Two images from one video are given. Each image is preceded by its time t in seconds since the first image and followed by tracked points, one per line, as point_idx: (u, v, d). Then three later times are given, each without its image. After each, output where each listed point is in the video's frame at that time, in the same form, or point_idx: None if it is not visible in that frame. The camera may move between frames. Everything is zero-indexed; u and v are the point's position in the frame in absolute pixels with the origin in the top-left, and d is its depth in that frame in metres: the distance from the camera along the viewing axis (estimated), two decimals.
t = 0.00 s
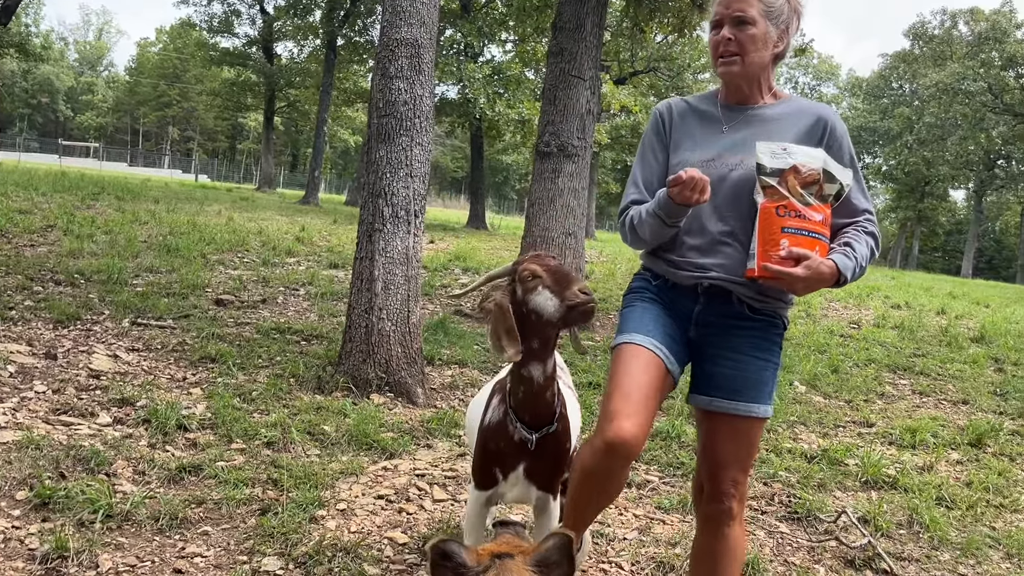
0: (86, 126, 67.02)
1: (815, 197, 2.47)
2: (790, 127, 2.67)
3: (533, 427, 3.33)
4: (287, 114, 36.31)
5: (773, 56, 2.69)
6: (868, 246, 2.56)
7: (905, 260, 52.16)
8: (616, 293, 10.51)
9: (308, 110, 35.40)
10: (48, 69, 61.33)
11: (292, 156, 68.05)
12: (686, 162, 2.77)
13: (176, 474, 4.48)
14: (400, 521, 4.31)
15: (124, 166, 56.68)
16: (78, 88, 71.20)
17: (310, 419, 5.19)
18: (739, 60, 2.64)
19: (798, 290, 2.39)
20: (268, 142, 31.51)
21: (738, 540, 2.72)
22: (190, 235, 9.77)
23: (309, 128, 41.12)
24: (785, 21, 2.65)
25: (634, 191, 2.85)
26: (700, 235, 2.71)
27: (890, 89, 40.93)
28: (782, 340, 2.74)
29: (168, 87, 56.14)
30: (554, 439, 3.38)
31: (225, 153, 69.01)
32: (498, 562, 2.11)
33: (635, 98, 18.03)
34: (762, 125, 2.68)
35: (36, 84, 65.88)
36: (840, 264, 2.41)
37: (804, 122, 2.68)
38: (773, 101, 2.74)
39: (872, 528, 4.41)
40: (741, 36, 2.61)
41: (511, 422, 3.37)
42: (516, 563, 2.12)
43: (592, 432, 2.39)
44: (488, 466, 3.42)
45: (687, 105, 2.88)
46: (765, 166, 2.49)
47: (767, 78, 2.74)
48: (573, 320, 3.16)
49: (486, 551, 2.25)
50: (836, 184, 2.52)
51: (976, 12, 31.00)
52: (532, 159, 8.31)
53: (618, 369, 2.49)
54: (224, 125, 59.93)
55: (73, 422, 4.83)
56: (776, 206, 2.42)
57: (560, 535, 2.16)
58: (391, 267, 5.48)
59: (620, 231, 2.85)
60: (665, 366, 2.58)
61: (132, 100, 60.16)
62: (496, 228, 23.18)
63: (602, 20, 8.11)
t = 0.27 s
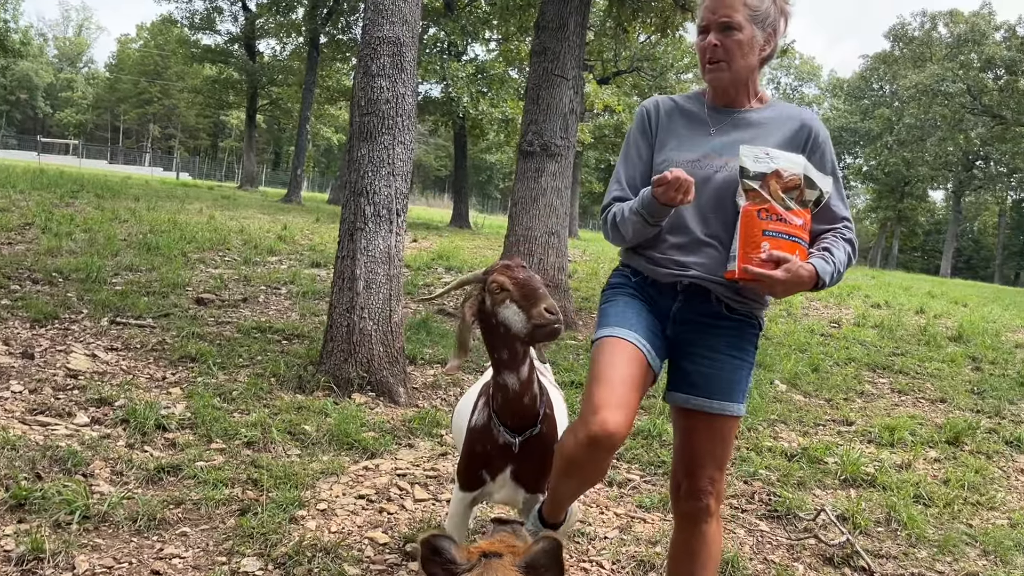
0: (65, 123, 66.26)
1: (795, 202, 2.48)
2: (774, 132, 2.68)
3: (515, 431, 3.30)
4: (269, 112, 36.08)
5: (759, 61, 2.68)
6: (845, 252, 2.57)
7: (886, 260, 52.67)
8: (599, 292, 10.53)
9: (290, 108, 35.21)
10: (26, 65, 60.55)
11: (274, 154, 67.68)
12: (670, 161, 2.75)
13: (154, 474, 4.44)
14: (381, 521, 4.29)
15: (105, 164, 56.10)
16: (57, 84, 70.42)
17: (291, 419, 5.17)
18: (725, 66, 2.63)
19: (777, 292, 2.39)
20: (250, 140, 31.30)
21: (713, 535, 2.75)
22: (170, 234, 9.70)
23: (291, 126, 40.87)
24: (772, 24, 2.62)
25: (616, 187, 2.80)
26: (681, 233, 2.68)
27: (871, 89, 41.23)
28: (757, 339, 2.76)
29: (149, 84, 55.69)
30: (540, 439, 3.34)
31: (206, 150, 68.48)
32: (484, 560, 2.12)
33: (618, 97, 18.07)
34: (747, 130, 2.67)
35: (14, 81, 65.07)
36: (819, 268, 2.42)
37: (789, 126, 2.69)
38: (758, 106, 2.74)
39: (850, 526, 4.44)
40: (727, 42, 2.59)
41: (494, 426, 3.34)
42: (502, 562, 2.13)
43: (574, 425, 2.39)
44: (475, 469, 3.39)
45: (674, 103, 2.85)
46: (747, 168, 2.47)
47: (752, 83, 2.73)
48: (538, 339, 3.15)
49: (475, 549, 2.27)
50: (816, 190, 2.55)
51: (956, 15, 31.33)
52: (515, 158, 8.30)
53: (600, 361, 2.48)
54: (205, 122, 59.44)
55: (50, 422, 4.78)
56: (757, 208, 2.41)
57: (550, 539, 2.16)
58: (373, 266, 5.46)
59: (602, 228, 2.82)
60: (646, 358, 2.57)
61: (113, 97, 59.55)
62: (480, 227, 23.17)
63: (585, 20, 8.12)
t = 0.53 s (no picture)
0: (43, 120, 65.45)
1: (772, 197, 2.50)
2: (747, 134, 2.68)
3: (491, 430, 3.32)
4: (251, 110, 35.83)
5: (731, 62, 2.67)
6: (823, 247, 2.58)
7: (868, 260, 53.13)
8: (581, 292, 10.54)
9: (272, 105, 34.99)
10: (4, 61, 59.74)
11: (256, 152, 67.28)
12: (649, 162, 2.74)
13: (131, 475, 4.39)
14: (361, 522, 4.27)
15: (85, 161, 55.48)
16: (35, 81, 69.58)
17: (270, 419, 5.13)
18: (696, 72, 2.63)
19: (757, 285, 2.39)
20: (232, 138, 31.05)
21: (694, 536, 2.73)
22: (149, 232, 9.61)
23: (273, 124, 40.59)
24: (742, 27, 2.62)
25: (595, 190, 2.79)
26: (660, 234, 2.67)
27: (852, 91, 41.52)
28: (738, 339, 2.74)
29: (129, 82, 55.16)
30: (514, 441, 3.38)
31: (188, 148, 67.89)
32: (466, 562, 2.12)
33: (601, 98, 18.10)
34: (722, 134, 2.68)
35: None
36: (798, 260, 2.43)
37: (763, 128, 2.70)
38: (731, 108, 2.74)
39: (829, 525, 4.47)
40: (698, 49, 2.60)
41: (471, 425, 3.35)
42: (484, 564, 2.13)
43: (562, 443, 2.38)
44: (451, 469, 3.36)
45: (651, 108, 2.84)
46: (723, 165, 2.49)
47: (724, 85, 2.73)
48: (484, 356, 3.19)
49: (457, 550, 2.26)
50: (791, 187, 2.57)
51: (936, 18, 31.65)
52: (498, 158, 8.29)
53: (587, 375, 2.45)
54: (187, 120, 58.94)
55: (25, 422, 4.72)
56: (735, 202, 2.43)
57: (530, 541, 2.16)
58: (354, 265, 5.44)
59: (582, 230, 2.81)
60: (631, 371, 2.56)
61: (93, 94, 58.91)
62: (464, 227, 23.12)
63: (569, 19, 8.13)
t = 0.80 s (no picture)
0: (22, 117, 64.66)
1: (747, 193, 2.51)
2: (715, 131, 2.66)
3: (462, 433, 3.28)
4: (234, 109, 35.58)
5: (680, 65, 2.64)
6: (805, 239, 2.57)
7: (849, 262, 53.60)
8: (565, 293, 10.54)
9: (254, 104, 34.78)
10: None
11: (239, 151, 66.84)
12: (621, 168, 2.75)
13: (107, 476, 4.34)
14: (340, 523, 4.23)
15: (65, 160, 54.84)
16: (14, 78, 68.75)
17: (250, 419, 5.10)
18: (646, 85, 2.64)
19: (738, 281, 2.40)
20: (214, 137, 30.81)
21: (677, 539, 2.67)
22: (129, 231, 9.52)
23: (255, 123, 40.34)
24: (683, 29, 2.57)
25: (567, 204, 2.84)
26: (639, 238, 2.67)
27: (834, 94, 41.79)
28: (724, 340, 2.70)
29: (111, 79, 54.61)
30: (487, 444, 3.31)
31: (169, 147, 67.33)
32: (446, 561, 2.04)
33: (585, 99, 18.13)
34: (688, 136, 2.67)
35: None
36: (778, 253, 2.43)
37: (732, 124, 2.68)
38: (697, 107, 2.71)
39: (809, 526, 4.48)
40: (641, 65, 2.60)
41: (444, 427, 3.32)
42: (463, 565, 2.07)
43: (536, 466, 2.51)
44: (429, 469, 3.37)
45: (620, 115, 2.86)
46: (693, 166, 2.52)
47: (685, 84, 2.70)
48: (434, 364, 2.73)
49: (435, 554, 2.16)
50: (766, 182, 2.58)
51: (917, 22, 31.98)
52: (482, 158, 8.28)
53: (562, 396, 2.54)
54: (168, 118, 58.43)
55: None
56: (709, 201, 2.45)
57: (510, 541, 2.10)
58: (336, 265, 5.42)
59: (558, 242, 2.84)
60: (608, 390, 2.59)
61: (73, 92, 58.29)
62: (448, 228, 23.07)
63: (552, 20, 8.14)
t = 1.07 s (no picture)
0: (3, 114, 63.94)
1: (714, 187, 2.50)
2: (683, 126, 2.65)
3: (427, 435, 3.28)
4: (219, 107, 35.35)
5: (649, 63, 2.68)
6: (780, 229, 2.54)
7: (832, 265, 53.99)
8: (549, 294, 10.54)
9: (238, 103, 34.60)
10: None
11: (223, 150, 66.45)
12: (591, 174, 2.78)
13: (85, 477, 4.28)
14: (321, 524, 4.19)
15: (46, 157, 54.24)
16: None
17: (231, 419, 5.06)
18: (616, 79, 2.65)
19: (709, 276, 2.39)
20: (198, 135, 30.60)
21: (658, 541, 2.66)
22: (110, 230, 9.44)
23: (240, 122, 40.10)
24: (654, 26, 2.62)
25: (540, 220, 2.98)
26: (613, 240, 2.70)
27: (818, 98, 42.06)
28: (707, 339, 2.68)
29: (93, 77, 54.10)
30: (452, 445, 3.32)
31: (152, 145, 66.85)
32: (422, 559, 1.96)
33: (570, 100, 18.16)
34: (656, 133, 2.67)
35: None
36: (748, 245, 2.41)
37: (699, 117, 2.67)
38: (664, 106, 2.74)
39: (790, 527, 4.49)
40: (612, 58, 2.61)
41: (410, 430, 3.33)
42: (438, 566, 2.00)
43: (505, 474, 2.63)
44: (400, 472, 3.35)
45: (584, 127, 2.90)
46: (658, 164, 2.52)
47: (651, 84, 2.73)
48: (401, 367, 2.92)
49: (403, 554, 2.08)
50: (737, 174, 2.56)
51: (900, 28, 32.27)
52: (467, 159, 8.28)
53: (532, 407, 2.66)
54: (151, 116, 57.95)
55: None
56: (674, 200, 2.46)
57: (481, 541, 2.09)
58: (319, 265, 5.40)
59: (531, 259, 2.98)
60: (581, 400, 2.67)
61: (55, 89, 57.69)
62: (433, 228, 23.03)
63: (539, 21, 8.16)
